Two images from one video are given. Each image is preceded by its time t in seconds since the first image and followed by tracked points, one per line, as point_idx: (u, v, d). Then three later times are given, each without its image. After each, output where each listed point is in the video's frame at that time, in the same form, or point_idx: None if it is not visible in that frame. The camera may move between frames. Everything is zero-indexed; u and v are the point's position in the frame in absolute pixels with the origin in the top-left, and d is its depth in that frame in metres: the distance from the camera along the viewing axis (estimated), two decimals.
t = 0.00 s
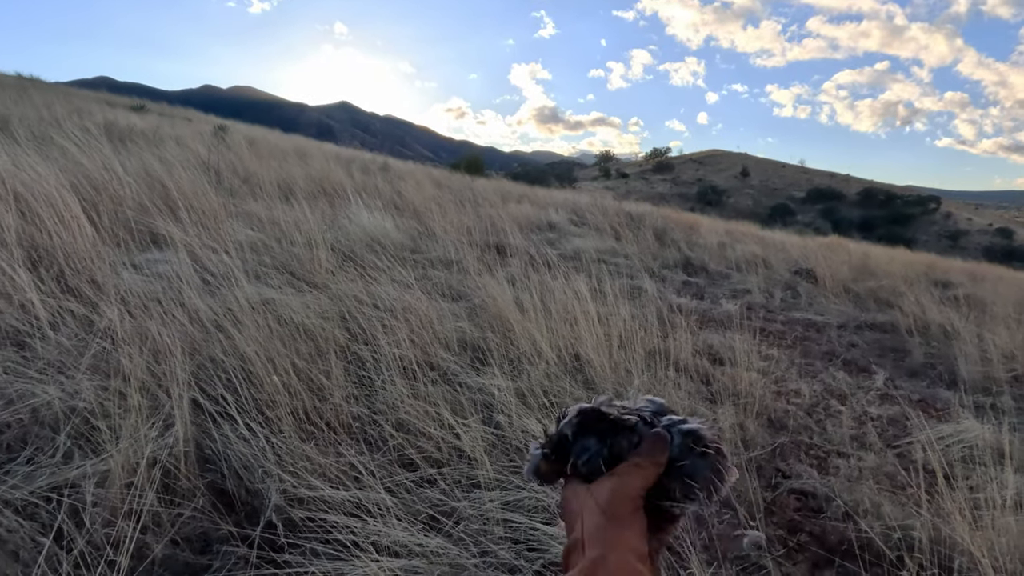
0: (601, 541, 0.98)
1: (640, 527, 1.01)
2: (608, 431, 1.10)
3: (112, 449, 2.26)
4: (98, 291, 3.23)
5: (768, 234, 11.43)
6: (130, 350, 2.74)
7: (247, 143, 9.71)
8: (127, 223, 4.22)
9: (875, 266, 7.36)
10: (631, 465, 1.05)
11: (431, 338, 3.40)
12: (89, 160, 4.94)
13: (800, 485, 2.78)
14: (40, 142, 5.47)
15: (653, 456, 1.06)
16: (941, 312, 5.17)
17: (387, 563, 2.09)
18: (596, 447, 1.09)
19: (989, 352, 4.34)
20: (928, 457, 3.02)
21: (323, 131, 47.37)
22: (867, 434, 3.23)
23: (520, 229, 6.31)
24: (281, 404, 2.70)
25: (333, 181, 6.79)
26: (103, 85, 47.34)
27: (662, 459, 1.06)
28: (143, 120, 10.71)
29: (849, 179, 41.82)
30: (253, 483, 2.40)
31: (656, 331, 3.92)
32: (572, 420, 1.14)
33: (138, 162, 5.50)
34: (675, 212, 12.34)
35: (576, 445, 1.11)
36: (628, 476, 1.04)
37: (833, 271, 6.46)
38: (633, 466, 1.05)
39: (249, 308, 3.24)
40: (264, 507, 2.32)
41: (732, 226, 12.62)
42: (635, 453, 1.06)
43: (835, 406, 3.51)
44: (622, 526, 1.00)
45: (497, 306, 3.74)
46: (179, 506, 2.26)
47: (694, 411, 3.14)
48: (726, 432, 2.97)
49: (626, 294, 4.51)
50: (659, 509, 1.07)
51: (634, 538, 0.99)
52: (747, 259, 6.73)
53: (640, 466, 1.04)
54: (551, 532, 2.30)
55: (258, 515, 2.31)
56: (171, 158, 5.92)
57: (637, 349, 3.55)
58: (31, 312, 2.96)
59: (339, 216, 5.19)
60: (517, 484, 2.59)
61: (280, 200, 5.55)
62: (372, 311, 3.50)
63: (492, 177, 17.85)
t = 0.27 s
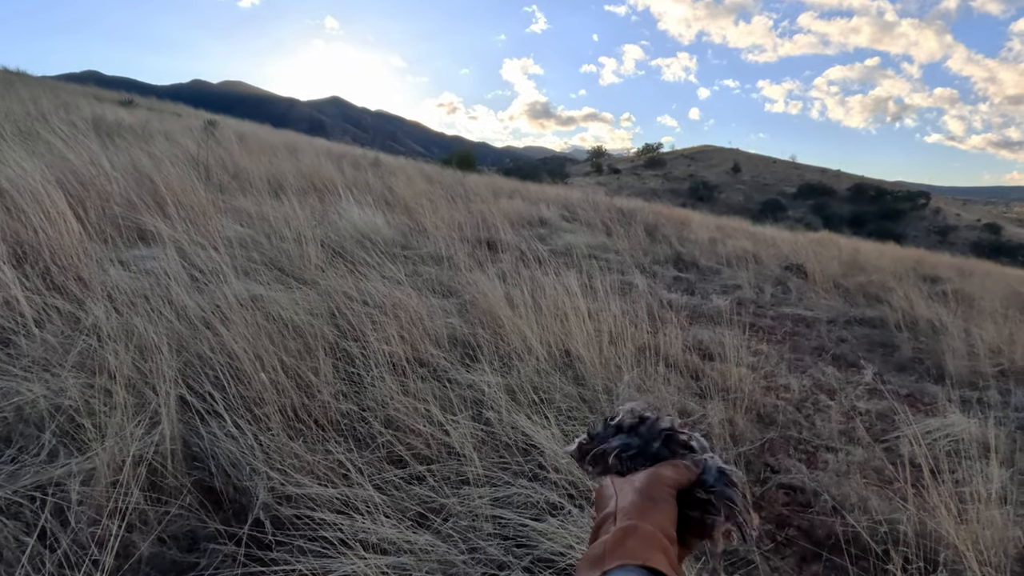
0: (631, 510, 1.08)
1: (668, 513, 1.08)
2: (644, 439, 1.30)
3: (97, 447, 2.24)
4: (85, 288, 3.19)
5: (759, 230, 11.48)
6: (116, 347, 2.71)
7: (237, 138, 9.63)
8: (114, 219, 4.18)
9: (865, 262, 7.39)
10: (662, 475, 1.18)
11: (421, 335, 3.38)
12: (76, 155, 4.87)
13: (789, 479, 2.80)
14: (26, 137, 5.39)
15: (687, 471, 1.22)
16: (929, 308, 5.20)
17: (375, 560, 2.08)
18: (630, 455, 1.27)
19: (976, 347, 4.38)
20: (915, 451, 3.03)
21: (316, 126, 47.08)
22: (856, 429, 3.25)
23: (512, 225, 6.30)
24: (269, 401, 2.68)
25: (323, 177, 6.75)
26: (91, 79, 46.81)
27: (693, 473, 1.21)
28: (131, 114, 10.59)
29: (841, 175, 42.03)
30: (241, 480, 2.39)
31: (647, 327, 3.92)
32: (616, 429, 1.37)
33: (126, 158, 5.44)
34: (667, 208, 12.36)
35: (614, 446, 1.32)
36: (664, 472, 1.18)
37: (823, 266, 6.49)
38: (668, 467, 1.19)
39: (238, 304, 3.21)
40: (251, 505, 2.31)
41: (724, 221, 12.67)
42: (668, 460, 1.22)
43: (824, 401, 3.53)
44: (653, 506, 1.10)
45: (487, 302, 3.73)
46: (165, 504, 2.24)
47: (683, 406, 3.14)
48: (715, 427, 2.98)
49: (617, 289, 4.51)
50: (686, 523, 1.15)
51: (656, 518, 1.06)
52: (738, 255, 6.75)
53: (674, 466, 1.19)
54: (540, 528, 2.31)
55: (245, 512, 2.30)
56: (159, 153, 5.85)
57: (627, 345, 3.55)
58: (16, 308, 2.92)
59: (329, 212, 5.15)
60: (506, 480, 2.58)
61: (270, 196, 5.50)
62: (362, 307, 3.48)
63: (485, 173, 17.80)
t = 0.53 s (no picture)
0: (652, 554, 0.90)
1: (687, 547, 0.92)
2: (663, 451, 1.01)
3: (82, 448, 2.21)
4: (69, 286, 3.15)
5: (749, 227, 11.55)
6: (101, 347, 2.67)
7: (226, 136, 9.54)
8: (99, 217, 4.12)
9: (852, 259, 7.45)
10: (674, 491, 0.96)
11: (410, 333, 3.37)
12: (60, 152, 4.81)
13: (777, 476, 2.81)
14: (9, 134, 5.31)
15: (701, 484, 0.98)
16: (915, 304, 5.25)
17: (363, 559, 2.07)
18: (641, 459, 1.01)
19: (962, 343, 4.43)
20: (902, 446, 3.06)
21: (307, 124, 46.79)
22: (843, 425, 3.27)
23: (502, 222, 6.29)
24: (256, 400, 2.66)
25: (312, 174, 6.70)
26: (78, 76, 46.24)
27: (709, 490, 0.98)
28: (118, 111, 10.48)
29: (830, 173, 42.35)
30: (228, 480, 2.37)
31: (636, 325, 3.93)
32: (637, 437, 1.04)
33: (112, 155, 5.38)
34: (657, 206, 12.40)
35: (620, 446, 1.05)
36: (678, 498, 0.95)
37: (811, 264, 6.54)
38: (682, 490, 0.97)
39: (225, 303, 3.18)
40: (239, 505, 2.29)
41: (713, 219, 12.74)
42: (681, 476, 0.98)
43: (812, 397, 3.55)
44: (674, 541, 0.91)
45: (477, 300, 3.72)
46: (151, 505, 2.22)
47: (673, 403, 3.11)
48: (704, 424, 2.99)
49: (606, 287, 4.52)
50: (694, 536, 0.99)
51: (659, 556, 0.89)
52: (727, 253, 6.78)
53: (690, 492, 0.95)
54: (529, 526, 2.31)
55: (232, 512, 2.28)
56: (146, 150, 5.79)
57: (617, 342, 3.55)
58: None
59: (318, 210, 5.12)
60: (496, 478, 2.58)
61: (258, 194, 5.46)
62: (350, 305, 3.46)
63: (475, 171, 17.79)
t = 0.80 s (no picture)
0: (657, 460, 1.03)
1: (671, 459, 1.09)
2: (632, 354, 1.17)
3: (69, 449, 2.19)
4: (55, 286, 3.12)
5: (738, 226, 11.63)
6: (89, 347, 2.65)
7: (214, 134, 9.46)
8: (86, 216, 4.08)
9: (840, 258, 7.51)
10: (653, 408, 1.14)
11: (401, 332, 3.36)
12: (46, 151, 4.75)
13: (768, 473, 2.83)
14: None
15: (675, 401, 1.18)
16: (903, 302, 5.31)
17: (356, 559, 2.07)
18: (619, 375, 1.16)
19: (949, 340, 4.49)
20: (890, 443, 3.09)
21: (297, 124, 46.56)
22: (833, 422, 3.31)
23: (493, 222, 6.30)
24: (247, 400, 2.65)
25: (302, 174, 6.68)
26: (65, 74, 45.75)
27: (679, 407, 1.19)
28: (104, 110, 10.37)
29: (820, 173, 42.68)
30: (218, 481, 2.35)
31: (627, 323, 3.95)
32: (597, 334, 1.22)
33: (99, 154, 5.32)
34: (647, 205, 12.44)
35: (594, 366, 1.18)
36: (665, 416, 1.13)
37: (800, 262, 6.59)
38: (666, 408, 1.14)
39: (214, 303, 3.16)
40: (230, 506, 2.28)
41: (703, 218, 12.82)
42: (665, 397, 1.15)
43: (801, 395, 3.58)
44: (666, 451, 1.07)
45: (468, 300, 3.72)
46: (141, 506, 2.21)
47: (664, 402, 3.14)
48: (695, 422, 3.01)
49: (597, 286, 4.53)
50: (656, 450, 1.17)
51: (668, 473, 1.03)
52: (717, 252, 6.83)
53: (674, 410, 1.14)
54: (522, 525, 2.31)
55: (223, 513, 2.27)
56: (133, 149, 5.73)
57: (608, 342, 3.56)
58: None
59: (308, 209, 5.09)
60: (488, 477, 2.59)
61: (247, 193, 5.43)
62: (341, 304, 3.45)
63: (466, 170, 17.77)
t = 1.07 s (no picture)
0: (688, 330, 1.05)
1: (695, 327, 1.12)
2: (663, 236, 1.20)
3: (62, 451, 2.19)
4: (45, 287, 3.09)
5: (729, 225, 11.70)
6: (81, 348, 2.64)
7: (204, 134, 9.40)
8: (76, 217, 4.05)
9: (831, 257, 7.58)
10: (678, 288, 1.17)
11: (395, 332, 3.37)
12: (34, 150, 4.71)
13: (761, 472, 2.86)
14: None
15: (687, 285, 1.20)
16: (893, 301, 5.37)
17: (352, 559, 2.08)
18: (650, 255, 1.19)
19: (939, 338, 4.54)
20: (882, 441, 3.13)
21: (289, 124, 46.34)
22: (824, 420, 3.34)
23: (485, 221, 6.31)
24: (241, 401, 2.65)
25: (294, 174, 6.66)
26: (53, 74, 45.30)
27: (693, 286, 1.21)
28: (92, 109, 10.28)
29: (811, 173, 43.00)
30: (213, 482, 2.36)
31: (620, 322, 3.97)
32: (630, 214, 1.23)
33: (88, 154, 5.28)
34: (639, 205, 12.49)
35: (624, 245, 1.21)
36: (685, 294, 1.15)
37: (791, 262, 6.65)
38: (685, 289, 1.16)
39: (207, 303, 3.16)
40: (225, 507, 2.28)
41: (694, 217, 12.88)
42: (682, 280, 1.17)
43: (794, 393, 3.62)
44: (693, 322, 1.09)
45: (462, 300, 3.73)
46: (135, 508, 2.20)
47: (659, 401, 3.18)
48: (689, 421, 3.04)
49: (590, 285, 4.55)
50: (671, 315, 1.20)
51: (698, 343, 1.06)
52: (709, 251, 6.87)
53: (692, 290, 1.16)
54: (517, 524, 2.33)
55: (218, 515, 2.27)
56: (123, 149, 5.69)
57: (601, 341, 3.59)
58: None
59: (300, 209, 5.08)
60: (484, 477, 2.60)
61: (239, 193, 5.41)
62: (334, 304, 3.45)
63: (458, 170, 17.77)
